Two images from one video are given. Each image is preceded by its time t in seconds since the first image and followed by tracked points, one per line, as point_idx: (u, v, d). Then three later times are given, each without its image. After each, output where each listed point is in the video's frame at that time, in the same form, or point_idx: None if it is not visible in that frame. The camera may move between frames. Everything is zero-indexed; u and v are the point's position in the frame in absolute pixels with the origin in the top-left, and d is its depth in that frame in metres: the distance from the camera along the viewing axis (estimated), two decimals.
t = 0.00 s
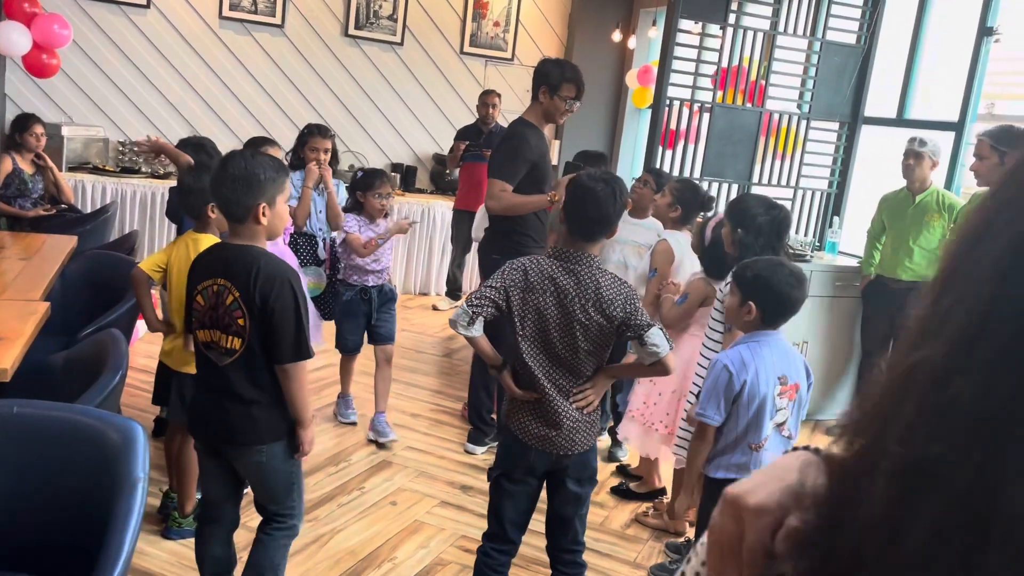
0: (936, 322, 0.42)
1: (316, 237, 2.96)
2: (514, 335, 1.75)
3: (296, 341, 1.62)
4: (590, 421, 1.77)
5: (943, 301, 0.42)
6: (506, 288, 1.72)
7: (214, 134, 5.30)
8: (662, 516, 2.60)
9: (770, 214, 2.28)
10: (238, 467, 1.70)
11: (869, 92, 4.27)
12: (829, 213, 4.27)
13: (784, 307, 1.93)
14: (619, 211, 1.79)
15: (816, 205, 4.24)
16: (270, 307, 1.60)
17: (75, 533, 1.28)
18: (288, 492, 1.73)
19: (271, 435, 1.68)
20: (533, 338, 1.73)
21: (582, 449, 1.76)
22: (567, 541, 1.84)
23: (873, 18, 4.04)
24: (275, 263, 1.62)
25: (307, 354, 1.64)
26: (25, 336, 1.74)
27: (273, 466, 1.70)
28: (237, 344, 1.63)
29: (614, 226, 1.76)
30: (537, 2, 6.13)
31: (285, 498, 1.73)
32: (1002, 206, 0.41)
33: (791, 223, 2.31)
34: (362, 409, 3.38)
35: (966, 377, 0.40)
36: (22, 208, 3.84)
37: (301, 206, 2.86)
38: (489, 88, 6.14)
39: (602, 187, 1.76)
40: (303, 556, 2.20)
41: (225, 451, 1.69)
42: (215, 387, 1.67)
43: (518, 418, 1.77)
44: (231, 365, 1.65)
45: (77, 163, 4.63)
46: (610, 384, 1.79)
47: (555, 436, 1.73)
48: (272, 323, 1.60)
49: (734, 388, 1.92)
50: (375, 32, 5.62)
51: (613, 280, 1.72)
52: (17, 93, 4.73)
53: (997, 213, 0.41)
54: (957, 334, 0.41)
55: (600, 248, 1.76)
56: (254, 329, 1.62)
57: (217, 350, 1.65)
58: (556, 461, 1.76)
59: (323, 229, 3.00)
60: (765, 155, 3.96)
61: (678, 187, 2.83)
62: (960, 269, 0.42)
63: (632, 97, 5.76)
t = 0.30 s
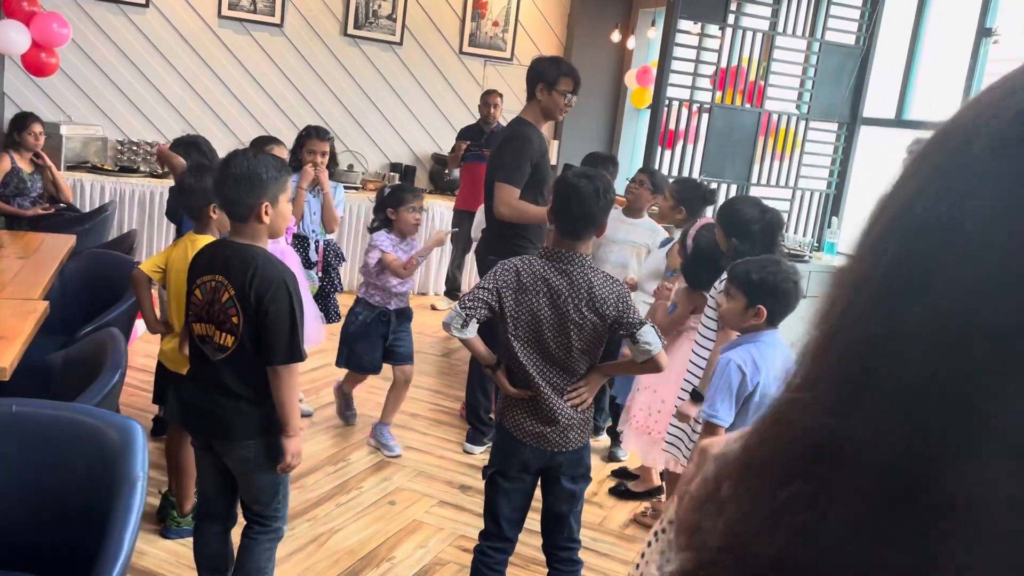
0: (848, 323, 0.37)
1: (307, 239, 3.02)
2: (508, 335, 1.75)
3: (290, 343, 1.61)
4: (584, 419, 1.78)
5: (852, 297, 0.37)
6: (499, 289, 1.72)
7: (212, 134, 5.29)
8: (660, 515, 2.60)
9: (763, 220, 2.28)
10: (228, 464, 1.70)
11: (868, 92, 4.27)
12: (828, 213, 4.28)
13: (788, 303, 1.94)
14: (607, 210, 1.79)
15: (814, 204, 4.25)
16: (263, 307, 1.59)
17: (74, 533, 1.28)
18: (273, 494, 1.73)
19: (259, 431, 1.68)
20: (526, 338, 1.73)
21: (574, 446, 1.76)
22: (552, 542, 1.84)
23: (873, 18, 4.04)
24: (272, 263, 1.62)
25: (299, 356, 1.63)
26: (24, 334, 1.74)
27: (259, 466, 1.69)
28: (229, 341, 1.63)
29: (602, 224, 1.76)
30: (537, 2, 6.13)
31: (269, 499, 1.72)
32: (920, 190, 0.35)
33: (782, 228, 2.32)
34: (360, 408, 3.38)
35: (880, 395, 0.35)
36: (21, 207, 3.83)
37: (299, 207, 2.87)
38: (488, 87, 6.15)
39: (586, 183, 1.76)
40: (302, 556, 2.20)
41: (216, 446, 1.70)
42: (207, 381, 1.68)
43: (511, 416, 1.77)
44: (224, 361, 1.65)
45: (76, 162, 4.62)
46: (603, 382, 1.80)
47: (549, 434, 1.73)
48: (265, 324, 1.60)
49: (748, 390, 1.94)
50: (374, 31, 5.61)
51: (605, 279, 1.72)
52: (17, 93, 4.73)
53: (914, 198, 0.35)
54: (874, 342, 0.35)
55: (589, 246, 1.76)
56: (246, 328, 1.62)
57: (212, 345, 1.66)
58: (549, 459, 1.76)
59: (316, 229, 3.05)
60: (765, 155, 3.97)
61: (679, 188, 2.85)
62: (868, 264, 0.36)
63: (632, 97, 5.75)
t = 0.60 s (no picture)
0: (830, 308, 0.39)
1: (309, 241, 3.02)
2: (506, 336, 1.75)
3: (284, 344, 1.62)
4: (583, 419, 1.78)
5: (833, 282, 0.39)
6: (496, 290, 1.73)
7: (213, 133, 5.30)
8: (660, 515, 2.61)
9: (758, 224, 2.26)
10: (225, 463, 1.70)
11: (868, 92, 4.27)
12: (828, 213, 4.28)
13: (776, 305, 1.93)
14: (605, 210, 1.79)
15: (814, 203, 4.26)
16: (260, 306, 1.59)
17: (75, 532, 1.28)
18: (272, 493, 1.72)
19: (259, 431, 1.68)
20: (524, 338, 1.74)
21: (574, 445, 1.76)
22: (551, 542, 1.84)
23: (873, 19, 4.04)
24: (270, 263, 1.62)
25: (295, 357, 1.64)
26: (25, 334, 1.74)
27: (257, 465, 1.69)
28: (227, 339, 1.63)
29: (599, 224, 1.76)
30: (536, 2, 6.13)
31: (269, 499, 1.72)
32: (894, 186, 0.38)
33: (778, 231, 2.30)
34: (360, 408, 3.38)
35: (858, 375, 0.37)
36: (21, 207, 3.83)
37: (300, 207, 2.86)
38: (488, 88, 6.16)
39: (584, 184, 1.76)
40: (302, 556, 2.20)
41: (213, 445, 1.70)
42: (205, 380, 1.69)
43: (511, 416, 1.77)
44: (221, 359, 1.66)
45: (76, 162, 4.62)
46: (604, 382, 1.79)
47: (548, 433, 1.73)
48: (261, 323, 1.60)
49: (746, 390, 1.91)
50: (374, 32, 5.61)
51: (603, 279, 1.72)
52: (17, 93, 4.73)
53: (891, 192, 0.37)
54: (855, 325, 0.38)
55: (587, 246, 1.76)
56: (243, 327, 1.62)
57: (208, 343, 1.67)
58: (549, 458, 1.75)
59: (317, 231, 3.04)
60: (764, 155, 3.98)
61: (689, 190, 2.88)
62: (849, 254, 0.39)
63: (632, 97, 5.75)
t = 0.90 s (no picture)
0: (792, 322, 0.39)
1: (314, 242, 3.01)
2: (507, 337, 1.76)
3: (292, 339, 1.62)
4: (583, 420, 1.78)
5: (795, 294, 0.39)
6: (497, 291, 1.73)
7: (214, 133, 5.30)
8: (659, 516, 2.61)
9: (738, 219, 2.25)
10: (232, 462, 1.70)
11: (868, 92, 4.28)
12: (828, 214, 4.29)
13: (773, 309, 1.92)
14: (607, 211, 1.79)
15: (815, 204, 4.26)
16: (266, 304, 1.60)
17: (75, 532, 1.28)
18: (283, 490, 1.74)
19: (265, 430, 1.68)
20: (524, 340, 1.74)
21: (575, 446, 1.76)
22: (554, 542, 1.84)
23: (873, 20, 4.05)
24: (275, 261, 1.62)
25: (302, 354, 1.64)
26: (25, 334, 1.74)
27: (264, 463, 1.70)
28: (233, 339, 1.63)
29: (601, 226, 1.76)
30: (537, 2, 6.14)
31: (280, 495, 1.73)
32: (850, 200, 0.38)
33: (757, 232, 2.27)
34: (361, 408, 3.38)
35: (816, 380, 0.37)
36: (22, 206, 3.83)
37: (303, 208, 2.86)
38: (489, 88, 6.16)
39: (586, 185, 1.76)
40: (302, 556, 2.20)
41: (221, 445, 1.70)
42: (210, 381, 1.68)
43: (511, 417, 1.77)
44: (227, 359, 1.65)
45: (77, 162, 4.62)
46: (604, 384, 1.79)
47: (548, 434, 1.74)
48: (268, 322, 1.60)
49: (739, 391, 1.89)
50: (375, 32, 5.62)
51: (604, 281, 1.73)
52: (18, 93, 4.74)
53: (848, 204, 0.38)
54: (810, 333, 0.38)
55: (589, 247, 1.76)
56: (249, 325, 1.62)
57: (214, 344, 1.67)
58: (549, 459, 1.76)
59: (322, 233, 3.03)
60: (765, 156, 3.98)
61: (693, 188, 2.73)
62: (807, 270, 0.39)
63: (632, 98, 5.76)
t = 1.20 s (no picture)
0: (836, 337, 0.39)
1: (315, 241, 3.00)
2: (508, 337, 1.76)
3: (300, 340, 1.62)
4: (585, 420, 1.78)
5: (846, 293, 0.38)
6: (499, 291, 1.73)
7: (215, 134, 5.30)
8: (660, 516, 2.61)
9: (730, 215, 2.25)
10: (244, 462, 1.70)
11: (869, 93, 4.27)
12: (829, 214, 4.29)
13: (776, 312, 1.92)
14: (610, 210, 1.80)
15: (815, 205, 4.27)
16: (277, 303, 1.60)
17: (76, 531, 1.28)
18: (300, 487, 1.74)
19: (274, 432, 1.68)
20: (527, 340, 1.74)
21: (576, 447, 1.76)
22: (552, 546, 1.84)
23: (874, 21, 4.06)
24: (288, 261, 1.62)
25: (310, 355, 1.63)
26: (26, 333, 1.74)
27: (277, 462, 1.70)
28: (242, 338, 1.63)
29: (604, 225, 1.76)
30: (538, 2, 6.14)
31: (296, 493, 1.73)
32: (900, 193, 0.37)
33: (750, 227, 2.28)
34: (362, 408, 3.38)
35: (873, 388, 0.36)
36: (23, 206, 3.84)
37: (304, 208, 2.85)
38: (490, 89, 6.15)
39: (589, 185, 1.76)
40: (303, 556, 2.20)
41: (229, 445, 1.70)
42: (221, 381, 1.69)
43: (512, 416, 1.77)
44: (237, 359, 1.66)
45: (77, 161, 4.63)
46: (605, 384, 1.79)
47: (551, 434, 1.74)
48: (279, 322, 1.60)
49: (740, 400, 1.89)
50: (376, 31, 5.62)
51: (605, 281, 1.73)
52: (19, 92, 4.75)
53: (896, 198, 0.37)
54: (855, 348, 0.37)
55: (591, 247, 1.76)
56: (260, 325, 1.62)
57: (224, 343, 1.67)
58: (550, 460, 1.76)
59: (322, 232, 3.02)
60: (765, 156, 3.97)
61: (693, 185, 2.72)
62: (858, 265, 0.38)
63: (633, 98, 5.76)
